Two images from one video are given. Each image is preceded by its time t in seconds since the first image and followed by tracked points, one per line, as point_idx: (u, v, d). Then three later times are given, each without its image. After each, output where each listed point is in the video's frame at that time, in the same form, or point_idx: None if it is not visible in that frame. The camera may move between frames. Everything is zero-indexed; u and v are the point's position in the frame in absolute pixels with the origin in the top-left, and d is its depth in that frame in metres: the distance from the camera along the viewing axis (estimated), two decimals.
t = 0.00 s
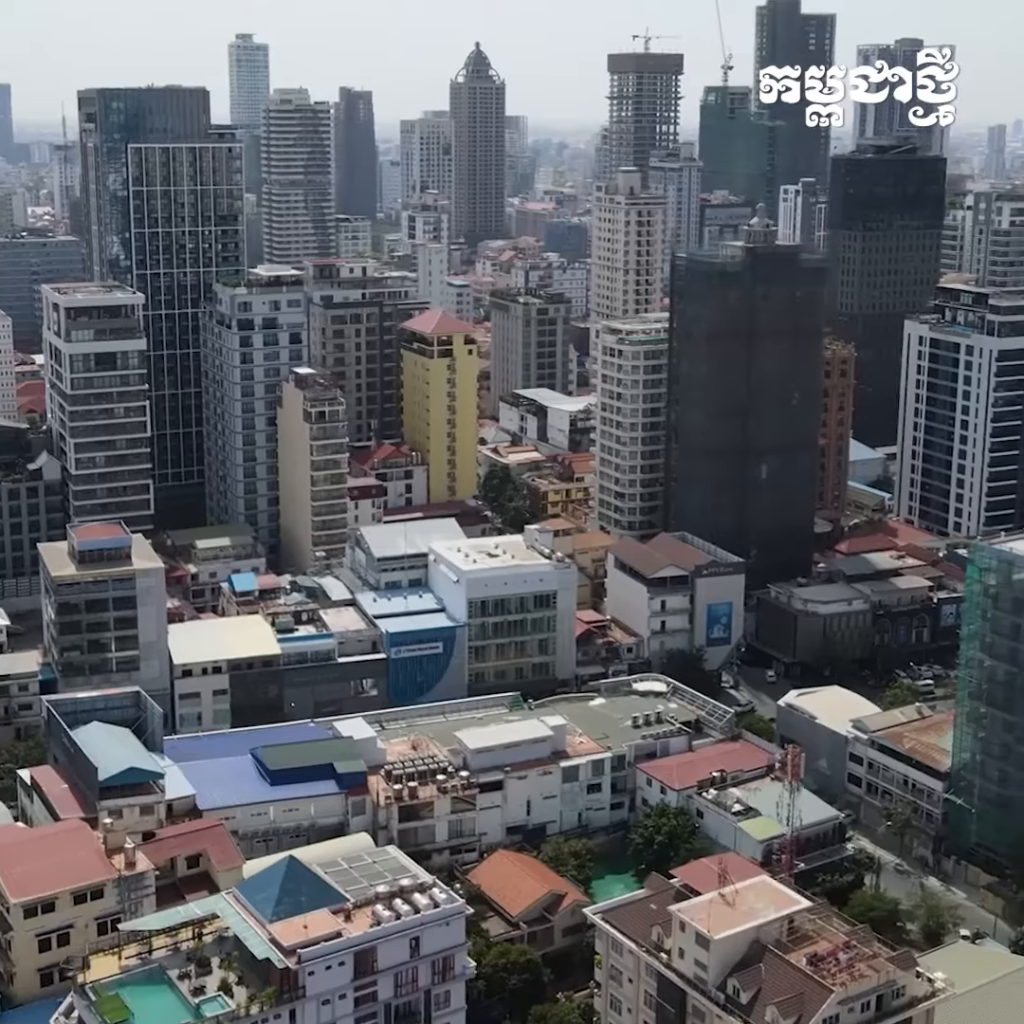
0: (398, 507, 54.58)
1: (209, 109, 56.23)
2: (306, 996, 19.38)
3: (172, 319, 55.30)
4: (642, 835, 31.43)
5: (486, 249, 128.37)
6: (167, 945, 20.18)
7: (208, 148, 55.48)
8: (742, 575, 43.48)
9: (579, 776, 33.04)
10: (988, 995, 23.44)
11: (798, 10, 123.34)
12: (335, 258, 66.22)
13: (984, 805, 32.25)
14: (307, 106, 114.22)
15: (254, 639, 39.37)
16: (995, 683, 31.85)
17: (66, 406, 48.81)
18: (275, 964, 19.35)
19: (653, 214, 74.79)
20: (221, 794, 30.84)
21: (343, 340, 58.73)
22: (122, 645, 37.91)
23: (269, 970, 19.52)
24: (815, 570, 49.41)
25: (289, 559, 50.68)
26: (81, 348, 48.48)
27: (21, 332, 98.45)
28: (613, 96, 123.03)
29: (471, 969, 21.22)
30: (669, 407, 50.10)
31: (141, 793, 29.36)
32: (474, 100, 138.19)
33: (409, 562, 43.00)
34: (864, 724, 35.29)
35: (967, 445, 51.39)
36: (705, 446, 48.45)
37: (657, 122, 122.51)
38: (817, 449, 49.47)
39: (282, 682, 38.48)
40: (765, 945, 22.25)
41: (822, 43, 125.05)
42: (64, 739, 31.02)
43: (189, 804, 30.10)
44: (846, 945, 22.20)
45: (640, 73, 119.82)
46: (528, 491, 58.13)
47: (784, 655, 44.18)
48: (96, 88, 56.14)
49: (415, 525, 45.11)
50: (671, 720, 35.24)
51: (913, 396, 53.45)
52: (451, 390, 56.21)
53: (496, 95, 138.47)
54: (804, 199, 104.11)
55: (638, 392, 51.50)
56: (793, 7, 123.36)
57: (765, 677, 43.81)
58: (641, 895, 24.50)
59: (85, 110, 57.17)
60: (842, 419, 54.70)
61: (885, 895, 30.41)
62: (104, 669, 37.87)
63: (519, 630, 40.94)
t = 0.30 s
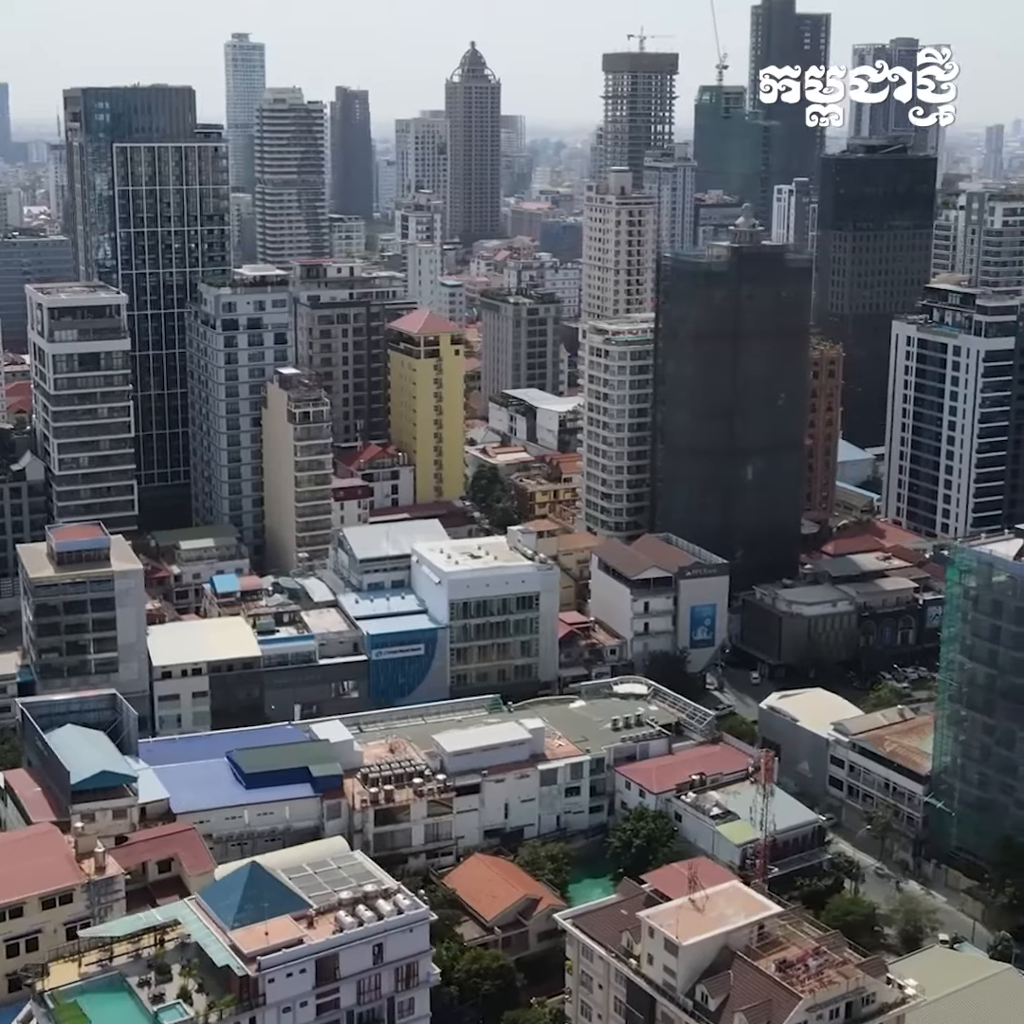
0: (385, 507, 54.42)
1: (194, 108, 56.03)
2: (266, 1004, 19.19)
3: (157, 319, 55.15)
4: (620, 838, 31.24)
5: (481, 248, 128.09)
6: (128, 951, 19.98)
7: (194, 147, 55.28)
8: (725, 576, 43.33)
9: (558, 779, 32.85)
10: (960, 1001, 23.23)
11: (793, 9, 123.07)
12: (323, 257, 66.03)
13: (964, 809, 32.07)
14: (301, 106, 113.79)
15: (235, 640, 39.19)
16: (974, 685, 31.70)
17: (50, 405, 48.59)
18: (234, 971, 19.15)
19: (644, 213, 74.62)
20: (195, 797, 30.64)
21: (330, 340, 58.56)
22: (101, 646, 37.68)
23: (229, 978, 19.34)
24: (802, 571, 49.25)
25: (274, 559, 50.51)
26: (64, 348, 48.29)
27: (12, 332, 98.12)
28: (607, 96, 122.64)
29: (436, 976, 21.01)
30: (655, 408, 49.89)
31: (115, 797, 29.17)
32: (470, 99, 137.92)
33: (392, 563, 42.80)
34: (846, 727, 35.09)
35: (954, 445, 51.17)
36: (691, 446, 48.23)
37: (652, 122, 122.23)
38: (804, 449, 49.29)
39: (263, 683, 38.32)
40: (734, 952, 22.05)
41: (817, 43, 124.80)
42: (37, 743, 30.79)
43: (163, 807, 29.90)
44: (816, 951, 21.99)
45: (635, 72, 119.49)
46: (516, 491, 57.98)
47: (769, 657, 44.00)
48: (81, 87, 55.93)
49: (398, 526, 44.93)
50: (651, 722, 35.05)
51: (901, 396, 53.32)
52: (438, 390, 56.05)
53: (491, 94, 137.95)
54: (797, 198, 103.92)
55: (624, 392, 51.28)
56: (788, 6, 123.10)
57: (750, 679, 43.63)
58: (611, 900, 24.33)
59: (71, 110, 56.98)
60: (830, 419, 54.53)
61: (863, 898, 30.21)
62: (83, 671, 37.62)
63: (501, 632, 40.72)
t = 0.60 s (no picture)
0: (371, 508, 54.24)
1: (180, 107, 55.80)
2: (228, 1012, 19.00)
3: (143, 319, 54.99)
4: (598, 842, 31.03)
5: (476, 248, 127.85)
6: (89, 959, 19.79)
7: (180, 147, 55.08)
8: (710, 578, 43.16)
9: (536, 782, 32.65)
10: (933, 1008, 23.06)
11: (788, 9, 122.81)
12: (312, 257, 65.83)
13: (945, 812, 31.90)
14: (294, 105, 113.27)
15: (215, 642, 39.01)
16: (955, 689, 31.58)
17: (33, 405, 48.37)
18: (194, 979, 18.97)
19: (635, 213, 74.42)
20: (170, 801, 30.45)
21: (317, 340, 58.39)
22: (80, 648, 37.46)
23: (189, 985, 19.16)
24: (789, 572, 49.10)
25: (259, 560, 50.34)
26: (48, 348, 48.07)
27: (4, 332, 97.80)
28: (602, 95, 122.30)
29: (401, 983, 20.83)
30: (641, 408, 49.68)
31: (89, 800, 28.99)
32: (465, 99, 137.65)
33: (375, 565, 42.60)
34: (828, 729, 34.88)
35: (942, 446, 50.97)
36: (678, 447, 48.02)
37: (647, 122, 122.00)
38: (791, 450, 49.11)
39: (243, 685, 38.13)
40: (703, 958, 21.87)
41: (812, 43, 124.54)
42: (11, 746, 30.60)
43: (137, 811, 29.72)
44: (786, 958, 21.81)
45: (630, 72, 119.14)
46: (504, 491, 57.79)
47: (754, 658, 43.74)
48: (67, 86, 55.71)
49: (381, 527, 44.75)
50: (631, 725, 34.86)
51: (889, 396, 53.14)
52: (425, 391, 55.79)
53: (487, 93, 137.58)
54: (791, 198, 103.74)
55: (611, 392, 51.07)
56: (782, 6, 122.86)
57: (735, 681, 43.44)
58: (583, 906, 24.17)
59: (57, 109, 56.77)
60: (818, 419, 54.34)
61: (841, 903, 30.02)
62: (62, 673, 37.39)
63: (484, 633, 40.52)
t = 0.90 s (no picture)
0: (358, 508, 54.06)
1: (165, 107, 55.68)
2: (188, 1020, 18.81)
3: (129, 318, 54.81)
4: (577, 845, 30.82)
5: (471, 248, 127.48)
6: (50, 966, 19.58)
7: (166, 146, 54.87)
8: (694, 579, 42.97)
9: (515, 785, 32.44)
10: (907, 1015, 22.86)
11: (783, 9, 122.52)
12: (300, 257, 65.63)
13: (926, 816, 31.73)
14: (288, 104, 112.33)
15: (196, 644, 38.81)
16: (936, 692, 31.39)
17: (17, 406, 48.13)
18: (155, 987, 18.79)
19: (626, 212, 74.18)
20: (144, 805, 30.23)
21: (305, 340, 58.20)
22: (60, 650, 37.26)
23: (150, 993, 18.97)
24: (775, 573, 48.92)
25: (245, 561, 50.16)
26: (32, 348, 47.87)
27: None
28: (597, 95, 121.96)
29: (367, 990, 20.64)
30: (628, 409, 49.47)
31: (62, 804, 28.80)
32: (460, 98, 137.39)
33: (358, 566, 42.39)
34: (810, 732, 34.65)
35: (930, 446, 50.76)
36: (664, 448, 47.82)
37: (642, 121, 121.75)
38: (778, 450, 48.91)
39: (224, 688, 37.94)
40: (674, 965, 21.66)
41: (807, 43, 124.24)
42: None
43: (111, 815, 29.53)
44: (756, 965, 21.57)
45: (625, 72, 118.70)
46: (492, 492, 57.60)
47: (739, 660, 43.51)
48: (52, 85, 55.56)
49: (365, 529, 44.56)
50: (612, 728, 34.66)
51: (878, 397, 52.96)
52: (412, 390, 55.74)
53: (482, 93, 137.34)
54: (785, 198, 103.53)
55: (598, 392, 50.86)
56: (778, 6, 122.57)
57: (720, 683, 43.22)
58: (554, 911, 23.99)
59: (43, 109, 56.60)
60: (806, 420, 54.15)
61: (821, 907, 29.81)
62: (41, 675, 37.18)
63: (466, 635, 40.31)
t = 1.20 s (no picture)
0: (345, 509, 53.91)
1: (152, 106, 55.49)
2: None
3: (116, 318, 54.68)
4: (555, 850, 30.61)
5: (467, 247, 127.27)
6: (12, 975, 19.40)
7: (152, 145, 54.69)
8: (680, 581, 42.77)
9: (495, 789, 32.23)
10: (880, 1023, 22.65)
11: (779, 8, 122.35)
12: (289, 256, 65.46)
13: (907, 819, 31.54)
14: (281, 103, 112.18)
15: (177, 646, 38.60)
16: (918, 695, 31.19)
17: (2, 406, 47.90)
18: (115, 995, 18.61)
19: (617, 212, 73.98)
20: (119, 809, 30.01)
21: (292, 340, 58.01)
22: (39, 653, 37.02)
23: (110, 1001, 18.78)
24: (763, 574, 48.75)
25: (231, 562, 50.00)
26: (16, 348, 47.70)
27: None
28: (593, 94, 121.75)
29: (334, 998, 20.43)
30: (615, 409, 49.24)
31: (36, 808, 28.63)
32: (455, 98, 137.23)
33: (341, 568, 42.17)
34: (792, 735, 34.44)
35: (918, 447, 50.54)
36: (651, 449, 47.60)
37: (637, 121, 121.58)
38: (765, 450, 48.72)
39: (205, 690, 37.75)
40: (645, 972, 21.47)
41: (803, 43, 124.07)
42: None
43: (85, 819, 29.33)
44: (728, 972, 21.35)
45: (621, 71, 118.35)
46: (481, 492, 57.43)
47: (725, 662, 43.33)
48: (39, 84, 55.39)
49: (349, 530, 44.35)
50: (593, 731, 34.45)
51: (866, 397, 52.78)
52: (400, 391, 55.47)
53: (477, 92, 137.17)
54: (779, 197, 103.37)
55: (586, 393, 50.64)
56: (773, 5, 122.39)
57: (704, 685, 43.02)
58: (526, 917, 23.80)
59: (30, 109, 56.45)
60: (794, 420, 53.96)
61: (800, 912, 29.61)
62: (21, 677, 36.94)
63: (449, 637, 40.11)
